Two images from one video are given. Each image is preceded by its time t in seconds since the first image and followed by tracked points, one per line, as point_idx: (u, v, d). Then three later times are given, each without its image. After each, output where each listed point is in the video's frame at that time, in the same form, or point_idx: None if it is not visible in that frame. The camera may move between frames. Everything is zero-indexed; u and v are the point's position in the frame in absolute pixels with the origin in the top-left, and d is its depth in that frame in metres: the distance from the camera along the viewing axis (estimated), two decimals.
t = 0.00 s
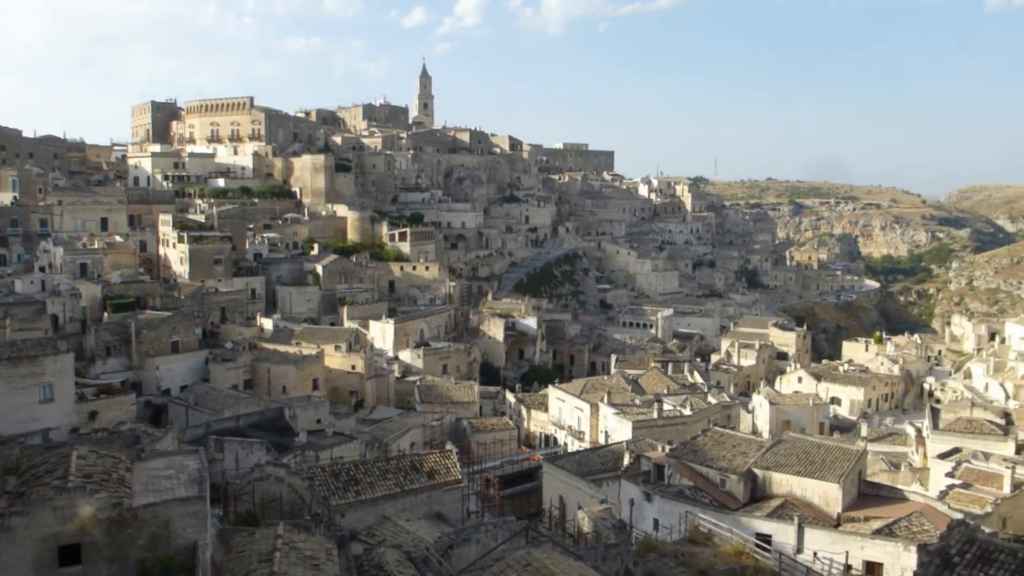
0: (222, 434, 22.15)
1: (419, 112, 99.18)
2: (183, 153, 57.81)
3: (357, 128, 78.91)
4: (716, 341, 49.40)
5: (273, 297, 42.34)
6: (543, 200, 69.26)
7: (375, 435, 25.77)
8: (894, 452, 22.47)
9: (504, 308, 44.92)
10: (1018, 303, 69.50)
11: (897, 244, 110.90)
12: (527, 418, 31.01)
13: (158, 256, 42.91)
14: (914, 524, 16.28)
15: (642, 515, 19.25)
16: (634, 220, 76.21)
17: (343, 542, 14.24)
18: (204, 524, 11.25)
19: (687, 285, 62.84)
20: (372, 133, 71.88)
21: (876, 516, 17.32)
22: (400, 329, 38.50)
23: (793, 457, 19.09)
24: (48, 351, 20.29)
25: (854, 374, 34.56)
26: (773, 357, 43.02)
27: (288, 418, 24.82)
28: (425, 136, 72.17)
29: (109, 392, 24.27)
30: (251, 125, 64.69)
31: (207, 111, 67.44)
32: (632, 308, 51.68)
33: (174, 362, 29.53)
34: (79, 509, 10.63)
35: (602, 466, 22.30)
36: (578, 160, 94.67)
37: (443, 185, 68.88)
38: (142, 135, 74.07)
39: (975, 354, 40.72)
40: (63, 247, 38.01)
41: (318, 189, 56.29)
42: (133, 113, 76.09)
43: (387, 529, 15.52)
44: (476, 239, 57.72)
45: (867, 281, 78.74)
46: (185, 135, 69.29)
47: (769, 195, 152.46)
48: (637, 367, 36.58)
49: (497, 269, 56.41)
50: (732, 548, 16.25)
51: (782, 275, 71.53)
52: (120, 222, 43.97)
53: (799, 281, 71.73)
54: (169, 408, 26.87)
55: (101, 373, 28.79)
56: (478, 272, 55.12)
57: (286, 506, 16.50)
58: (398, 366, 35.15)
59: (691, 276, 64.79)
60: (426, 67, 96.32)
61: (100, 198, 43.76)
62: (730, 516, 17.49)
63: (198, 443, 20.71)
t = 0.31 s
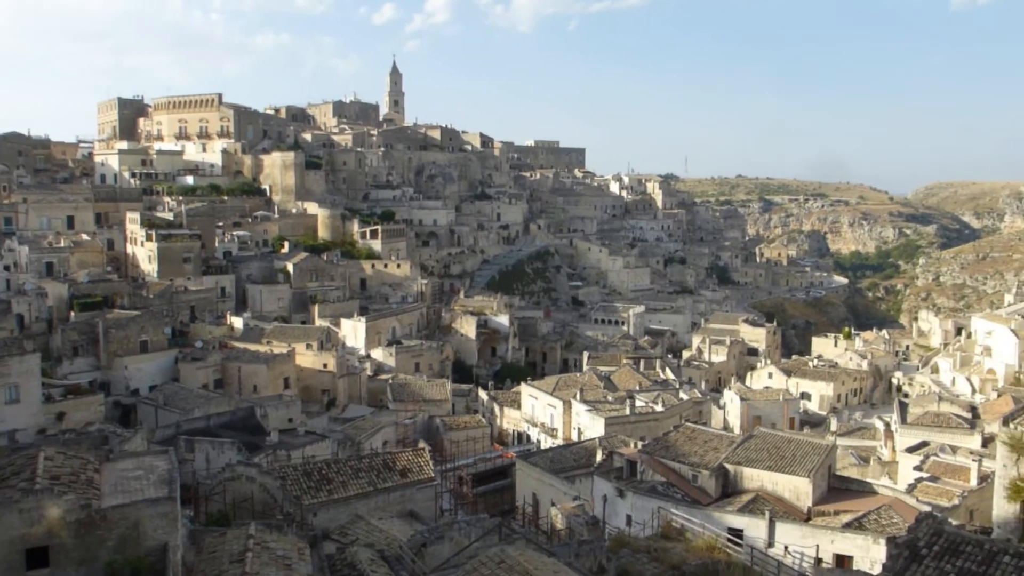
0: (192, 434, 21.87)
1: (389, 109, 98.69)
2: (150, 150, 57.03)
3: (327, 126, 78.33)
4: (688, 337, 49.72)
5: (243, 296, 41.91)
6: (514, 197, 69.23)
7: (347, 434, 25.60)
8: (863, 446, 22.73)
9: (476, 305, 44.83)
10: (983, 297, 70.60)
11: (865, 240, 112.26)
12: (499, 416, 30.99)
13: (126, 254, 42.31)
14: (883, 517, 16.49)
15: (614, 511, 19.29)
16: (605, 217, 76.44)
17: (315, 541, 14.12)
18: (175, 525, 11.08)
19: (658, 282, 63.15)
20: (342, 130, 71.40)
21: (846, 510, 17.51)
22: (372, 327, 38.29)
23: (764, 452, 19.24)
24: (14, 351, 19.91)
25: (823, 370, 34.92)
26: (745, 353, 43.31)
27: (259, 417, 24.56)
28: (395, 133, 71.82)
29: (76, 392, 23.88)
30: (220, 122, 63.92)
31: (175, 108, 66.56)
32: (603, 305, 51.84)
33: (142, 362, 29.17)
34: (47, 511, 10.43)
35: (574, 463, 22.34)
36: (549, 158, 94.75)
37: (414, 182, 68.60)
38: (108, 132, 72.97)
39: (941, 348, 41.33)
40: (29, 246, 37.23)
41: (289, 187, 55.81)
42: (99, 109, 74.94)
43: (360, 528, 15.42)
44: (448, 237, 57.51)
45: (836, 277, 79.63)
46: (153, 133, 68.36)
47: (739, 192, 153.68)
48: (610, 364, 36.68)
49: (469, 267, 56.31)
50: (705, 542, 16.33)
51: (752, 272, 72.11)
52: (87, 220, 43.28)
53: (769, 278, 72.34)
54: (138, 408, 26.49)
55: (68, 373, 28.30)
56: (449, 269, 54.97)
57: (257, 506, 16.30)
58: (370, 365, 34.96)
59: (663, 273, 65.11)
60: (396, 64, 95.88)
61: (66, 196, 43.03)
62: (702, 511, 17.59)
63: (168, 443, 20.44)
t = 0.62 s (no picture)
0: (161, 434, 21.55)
1: (360, 106, 98.12)
2: (117, 148, 56.19)
3: (297, 123, 77.69)
4: (659, 334, 49.97)
5: (213, 295, 41.47)
6: (485, 195, 69.12)
7: (318, 433, 25.41)
8: (833, 441, 22.94)
9: (448, 303, 44.68)
10: (949, 292, 71.62)
11: (833, 237, 113.53)
12: (472, 413, 30.92)
13: (93, 253, 41.66)
14: (851, 511, 16.67)
15: (586, 507, 19.32)
16: (577, 214, 76.58)
17: (286, 542, 13.97)
18: (143, 527, 10.93)
19: (629, 279, 63.37)
20: (312, 127, 70.85)
21: (815, 504, 17.68)
22: (343, 326, 38.03)
23: (735, 448, 19.35)
24: None
25: (793, 365, 35.23)
26: (716, 349, 43.60)
27: (229, 417, 24.30)
28: (366, 130, 71.42)
29: (42, 393, 23.43)
30: (189, 119, 63.08)
31: (142, 105, 65.61)
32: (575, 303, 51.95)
33: (109, 362, 28.73)
34: (11, 514, 10.14)
35: (547, 460, 22.34)
36: (520, 155, 94.73)
37: (386, 179, 68.24)
38: (74, 129, 71.79)
39: (908, 343, 41.88)
40: None
41: (259, 185, 55.28)
42: (64, 106, 73.70)
43: (331, 527, 15.29)
44: (419, 235, 57.25)
45: (805, 273, 80.42)
46: (120, 130, 67.35)
47: (710, 189, 154.75)
48: (581, 361, 36.73)
49: (441, 265, 56.14)
50: (676, 538, 16.37)
51: (723, 269, 72.59)
52: (52, 218, 42.54)
53: (739, 275, 72.87)
54: (105, 408, 26.07)
55: (34, 374, 27.76)
56: (421, 267, 54.73)
57: (228, 507, 16.05)
58: (341, 363, 34.72)
59: (634, 270, 65.35)
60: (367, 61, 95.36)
61: (30, 195, 42.25)
62: (673, 507, 17.65)
63: (135, 444, 20.14)
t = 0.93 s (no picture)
0: (101, 440, 20.92)
1: (307, 104, 96.96)
2: (54, 147, 54.62)
3: (242, 121, 76.45)
4: (607, 332, 50.30)
5: (155, 297, 40.58)
6: (434, 194, 68.83)
7: (264, 436, 25.01)
8: (777, 435, 23.33)
9: (396, 303, 44.38)
10: (889, 288, 73.40)
11: (777, 235, 115.62)
12: (420, 413, 30.75)
13: (29, 255, 40.42)
14: (795, 503, 16.98)
15: (535, 506, 19.34)
16: (525, 213, 76.71)
17: (231, 547, 13.71)
18: (81, 535, 10.62)
19: (578, 278, 63.68)
20: (257, 126, 69.78)
21: (761, 497, 17.95)
22: (289, 327, 37.51)
23: (681, 444, 19.57)
24: None
25: (738, 362, 35.77)
26: (663, 346, 44.05)
27: (172, 422, 23.80)
28: (313, 128, 70.59)
29: None
30: (129, 117, 61.59)
31: (80, 102, 63.86)
32: (524, 301, 52.02)
33: (47, 367, 27.83)
34: None
35: (496, 459, 22.31)
36: (469, 154, 94.59)
37: (333, 178, 67.50)
38: (8, 127, 69.58)
39: (850, 339, 42.79)
40: None
41: (202, 184, 54.24)
42: None
43: (277, 532, 15.05)
44: (367, 235, 56.75)
45: (750, 271, 81.71)
46: (57, 128, 65.49)
47: (657, 189, 156.40)
48: (530, 359, 36.78)
49: (389, 264, 55.73)
50: (624, 534, 16.46)
51: (670, 267, 73.35)
52: None
53: (686, 273, 73.72)
54: (42, 414, 25.25)
55: None
56: (369, 267, 54.24)
57: (171, 513, 15.40)
58: (287, 364, 34.22)
59: (582, 268, 65.70)
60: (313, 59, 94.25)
61: None
62: (621, 503, 17.81)
63: (74, 451, 19.54)
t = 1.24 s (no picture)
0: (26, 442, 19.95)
1: (242, 100, 95.13)
2: None
3: (175, 116, 74.61)
4: (546, 332, 50.47)
5: (84, 295, 39.27)
6: (372, 192, 68.17)
7: (198, 438, 24.40)
8: (713, 434, 23.66)
9: (333, 302, 43.80)
10: (820, 289, 75.26)
11: (712, 236, 117.62)
12: (358, 414, 30.39)
13: None
14: (731, 500, 17.26)
15: (474, 506, 19.28)
16: (464, 213, 76.54)
17: (163, 551, 13.28)
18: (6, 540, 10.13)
19: (517, 278, 63.76)
20: (191, 121, 68.18)
21: (696, 495, 18.19)
22: (224, 326, 36.70)
23: (619, 442, 19.69)
24: None
25: (675, 361, 36.22)
26: (601, 346, 44.38)
27: (102, 423, 23.08)
28: (248, 124, 69.28)
29: None
30: (56, 110, 59.50)
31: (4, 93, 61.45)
32: (463, 301, 51.86)
33: None
34: None
35: (435, 459, 22.16)
36: (408, 153, 94.00)
37: (269, 176, 66.31)
38: None
39: (783, 339, 43.72)
40: None
41: (133, 180, 52.73)
42: None
43: (211, 535, 14.66)
44: (304, 233, 55.88)
45: (686, 271, 82.90)
46: None
47: (595, 189, 157.70)
48: (469, 359, 36.67)
49: (326, 263, 54.95)
50: (563, 533, 16.48)
51: (608, 267, 73.93)
52: None
53: (624, 273, 74.40)
54: None
55: None
56: (306, 266, 53.38)
57: (101, 517, 14.81)
58: (222, 365, 33.47)
59: (521, 269, 65.81)
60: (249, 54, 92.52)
61: None
62: (560, 503, 17.88)
63: None
